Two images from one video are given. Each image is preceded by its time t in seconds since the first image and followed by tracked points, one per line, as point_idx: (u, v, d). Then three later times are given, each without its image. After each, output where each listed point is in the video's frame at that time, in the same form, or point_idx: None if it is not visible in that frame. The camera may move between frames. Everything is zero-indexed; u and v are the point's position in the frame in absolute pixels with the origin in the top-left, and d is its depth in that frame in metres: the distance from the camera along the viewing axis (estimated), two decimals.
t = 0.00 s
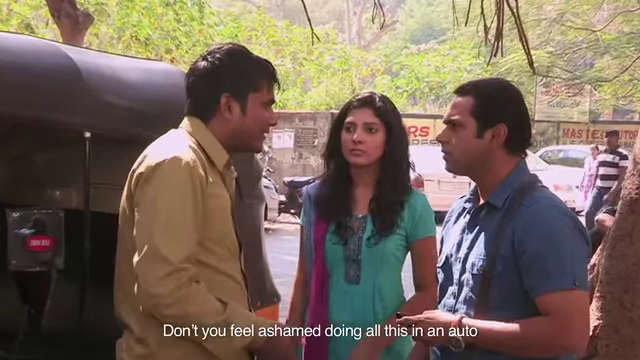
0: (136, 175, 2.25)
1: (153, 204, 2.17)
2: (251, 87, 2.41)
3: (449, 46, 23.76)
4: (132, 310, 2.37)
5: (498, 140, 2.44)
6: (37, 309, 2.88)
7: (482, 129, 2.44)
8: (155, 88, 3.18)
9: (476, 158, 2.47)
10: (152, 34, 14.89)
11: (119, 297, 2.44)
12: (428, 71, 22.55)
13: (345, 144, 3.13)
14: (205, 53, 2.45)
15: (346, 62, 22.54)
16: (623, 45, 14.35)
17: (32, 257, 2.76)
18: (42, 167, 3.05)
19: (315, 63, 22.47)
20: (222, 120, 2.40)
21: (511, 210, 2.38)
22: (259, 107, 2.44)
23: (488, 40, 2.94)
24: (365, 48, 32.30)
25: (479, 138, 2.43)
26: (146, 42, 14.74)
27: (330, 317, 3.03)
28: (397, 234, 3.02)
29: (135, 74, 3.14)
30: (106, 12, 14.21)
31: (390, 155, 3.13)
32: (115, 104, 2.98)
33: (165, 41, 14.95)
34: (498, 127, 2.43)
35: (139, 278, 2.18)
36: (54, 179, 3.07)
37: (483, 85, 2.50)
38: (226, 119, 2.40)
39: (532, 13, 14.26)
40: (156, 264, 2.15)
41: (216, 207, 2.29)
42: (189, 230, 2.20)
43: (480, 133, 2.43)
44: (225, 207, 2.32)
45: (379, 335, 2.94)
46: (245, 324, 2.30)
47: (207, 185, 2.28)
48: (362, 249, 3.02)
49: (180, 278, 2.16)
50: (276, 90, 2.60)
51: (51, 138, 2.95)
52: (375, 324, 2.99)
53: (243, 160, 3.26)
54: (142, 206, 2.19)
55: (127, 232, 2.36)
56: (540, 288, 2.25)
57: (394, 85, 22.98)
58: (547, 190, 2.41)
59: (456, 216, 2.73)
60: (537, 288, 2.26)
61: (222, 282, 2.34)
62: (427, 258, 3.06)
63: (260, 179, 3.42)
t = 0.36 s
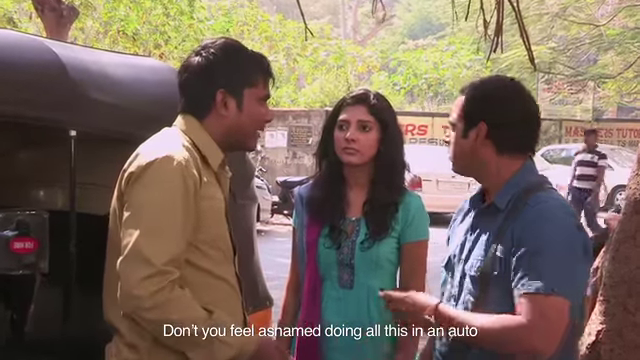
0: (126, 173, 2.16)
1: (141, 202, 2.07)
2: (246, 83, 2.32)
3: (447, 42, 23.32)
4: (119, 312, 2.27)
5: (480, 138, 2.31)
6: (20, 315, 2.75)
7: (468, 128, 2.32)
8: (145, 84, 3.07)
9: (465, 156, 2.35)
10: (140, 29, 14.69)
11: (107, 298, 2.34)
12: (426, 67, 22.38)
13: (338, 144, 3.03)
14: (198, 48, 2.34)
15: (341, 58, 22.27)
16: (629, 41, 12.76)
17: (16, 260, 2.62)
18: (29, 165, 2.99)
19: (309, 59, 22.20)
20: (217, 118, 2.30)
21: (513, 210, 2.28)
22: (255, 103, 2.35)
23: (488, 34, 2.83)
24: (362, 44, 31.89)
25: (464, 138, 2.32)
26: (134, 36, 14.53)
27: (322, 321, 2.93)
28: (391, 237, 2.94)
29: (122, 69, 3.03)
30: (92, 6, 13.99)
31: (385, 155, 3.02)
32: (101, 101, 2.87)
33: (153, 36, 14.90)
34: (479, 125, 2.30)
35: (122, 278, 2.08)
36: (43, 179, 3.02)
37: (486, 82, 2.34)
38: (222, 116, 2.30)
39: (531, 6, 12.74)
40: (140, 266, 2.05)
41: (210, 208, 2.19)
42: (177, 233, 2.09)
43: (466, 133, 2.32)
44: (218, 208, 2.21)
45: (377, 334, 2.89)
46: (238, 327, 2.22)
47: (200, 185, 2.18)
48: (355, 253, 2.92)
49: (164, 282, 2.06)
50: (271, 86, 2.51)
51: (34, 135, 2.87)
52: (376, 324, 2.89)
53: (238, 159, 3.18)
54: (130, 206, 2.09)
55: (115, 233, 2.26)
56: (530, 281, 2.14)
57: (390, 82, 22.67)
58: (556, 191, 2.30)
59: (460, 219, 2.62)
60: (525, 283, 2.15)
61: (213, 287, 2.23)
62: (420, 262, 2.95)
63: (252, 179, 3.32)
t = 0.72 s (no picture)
0: (127, 175, 2.15)
1: (143, 203, 2.07)
2: (244, 82, 2.32)
3: (443, 44, 23.33)
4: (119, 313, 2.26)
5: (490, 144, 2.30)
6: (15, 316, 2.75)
7: (483, 132, 2.32)
8: (139, 84, 3.07)
9: (481, 162, 2.34)
10: (135, 30, 14.65)
11: (104, 299, 2.33)
12: (422, 69, 22.39)
13: (339, 145, 3.04)
14: (192, 49, 2.33)
15: (337, 59, 22.25)
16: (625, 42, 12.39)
17: (11, 262, 2.62)
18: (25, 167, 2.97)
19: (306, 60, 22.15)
20: (215, 117, 2.30)
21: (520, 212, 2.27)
22: (251, 101, 2.34)
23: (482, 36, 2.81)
24: (358, 46, 31.84)
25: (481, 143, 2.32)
26: (130, 38, 14.53)
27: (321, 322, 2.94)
28: (388, 236, 2.94)
29: (117, 69, 3.03)
30: (88, 6, 13.99)
31: (388, 157, 3.07)
32: (97, 102, 2.87)
33: (149, 38, 14.85)
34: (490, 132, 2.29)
35: (122, 279, 2.07)
36: (38, 180, 3.00)
37: (503, 86, 2.31)
38: (218, 115, 2.30)
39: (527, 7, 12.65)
40: (141, 267, 2.04)
41: (210, 208, 2.20)
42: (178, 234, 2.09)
43: (482, 137, 2.32)
44: (218, 208, 2.22)
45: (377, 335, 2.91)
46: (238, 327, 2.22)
47: (201, 185, 2.18)
48: (353, 253, 2.92)
49: (166, 283, 2.05)
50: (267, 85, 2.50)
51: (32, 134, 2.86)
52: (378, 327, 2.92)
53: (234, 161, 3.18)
54: (130, 207, 2.09)
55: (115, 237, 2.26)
56: (525, 278, 2.12)
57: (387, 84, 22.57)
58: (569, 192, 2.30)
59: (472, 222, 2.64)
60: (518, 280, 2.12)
61: (212, 288, 2.24)
62: (418, 262, 2.96)
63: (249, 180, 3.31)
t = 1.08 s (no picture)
0: (119, 177, 2.14)
1: (136, 205, 2.06)
2: (231, 80, 2.31)
3: (436, 44, 23.33)
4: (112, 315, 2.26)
5: (521, 145, 2.31)
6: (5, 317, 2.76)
7: (507, 132, 2.31)
8: (131, 85, 3.06)
9: (495, 164, 2.35)
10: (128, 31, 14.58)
11: (96, 301, 2.32)
12: (415, 70, 22.40)
13: (330, 145, 3.03)
14: (180, 49, 2.33)
15: (330, 60, 22.22)
16: (617, 44, 12.56)
17: (4, 263, 2.64)
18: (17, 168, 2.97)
19: (299, 61, 22.10)
20: (203, 116, 2.29)
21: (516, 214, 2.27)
22: (238, 99, 2.34)
23: (472, 37, 2.74)
24: (350, 46, 31.83)
25: (504, 141, 2.31)
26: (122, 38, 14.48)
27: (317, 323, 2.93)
28: (383, 236, 2.99)
29: (108, 71, 3.02)
30: (81, 7, 13.96)
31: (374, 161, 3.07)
32: (90, 103, 2.86)
33: (142, 39, 14.77)
34: (523, 131, 2.31)
35: (117, 282, 2.07)
36: (31, 181, 2.99)
37: (510, 84, 2.35)
38: (206, 114, 2.30)
39: (520, 8, 12.78)
40: (136, 271, 2.04)
41: (203, 209, 2.20)
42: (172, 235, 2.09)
43: (505, 136, 2.31)
44: (211, 208, 2.22)
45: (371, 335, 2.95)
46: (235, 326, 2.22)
47: (193, 185, 2.18)
48: (351, 254, 2.95)
49: (161, 285, 2.05)
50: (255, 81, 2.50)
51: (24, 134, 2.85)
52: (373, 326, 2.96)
53: (227, 160, 3.17)
54: (124, 210, 2.08)
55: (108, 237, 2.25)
56: (525, 278, 2.12)
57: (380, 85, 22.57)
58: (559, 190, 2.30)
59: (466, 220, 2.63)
60: (520, 280, 2.13)
61: (209, 287, 2.23)
62: (406, 260, 3.03)
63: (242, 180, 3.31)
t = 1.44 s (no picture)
0: (112, 178, 2.14)
1: (129, 207, 2.06)
2: (223, 82, 2.30)
3: (432, 45, 23.37)
4: (105, 315, 2.26)
5: (497, 148, 2.26)
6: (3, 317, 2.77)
7: (482, 138, 2.25)
8: (126, 86, 3.04)
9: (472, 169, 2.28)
10: (124, 32, 14.54)
11: (90, 302, 2.32)
12: (412, 71, 22.37)
13: (318, 146, 3.02)
14: (174, 49, 2.33)
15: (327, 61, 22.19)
16: (612, 45, 12.74)
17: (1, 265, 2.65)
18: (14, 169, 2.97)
19: (295, 62, 22.05)
20: (195, 117, 2.29)
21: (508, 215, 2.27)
22: (232, 102, 2.33)
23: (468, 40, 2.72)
24: (346, 48, 31.80)
25: (479, 147, 2.25)
26: (119, 39, 14.45)
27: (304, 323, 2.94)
28: (373, 239, 2.99)
29: (104, 72, 3.01)
30: (77, 8, 13.93)
31: (366, 159, 3.03)
32: (86, 104, 2.86)
33: (138, 39, 14.69)
34: (497, 136, 2.25)
35: (111, 284, 2.07)
36: (28, 183, 3.00)
37: (483, 90, 2.28)
38: (200, 116, 2.30)
39: (516, 9, 12.83)
40: (131, 272, 2.04)
41: (198, 210, 2.19)
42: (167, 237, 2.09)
43: (480, 142, 2.25)
44: (205, 208, 2.21)
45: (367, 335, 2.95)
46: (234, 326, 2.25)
47: (187, 185, 2.17)
48: (339, 255, 2.94)
49: (156, 287, 2.06)
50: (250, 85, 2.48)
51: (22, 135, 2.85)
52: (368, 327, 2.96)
53: (220, 159, 3.14)
54: (118, 211, 2.07)
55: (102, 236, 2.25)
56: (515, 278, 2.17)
57: (377, 85, 22.82)
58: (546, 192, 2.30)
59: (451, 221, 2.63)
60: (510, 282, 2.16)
61: (204, 288, 2.24)
62: (399, 262, 3.01)
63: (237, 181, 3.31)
